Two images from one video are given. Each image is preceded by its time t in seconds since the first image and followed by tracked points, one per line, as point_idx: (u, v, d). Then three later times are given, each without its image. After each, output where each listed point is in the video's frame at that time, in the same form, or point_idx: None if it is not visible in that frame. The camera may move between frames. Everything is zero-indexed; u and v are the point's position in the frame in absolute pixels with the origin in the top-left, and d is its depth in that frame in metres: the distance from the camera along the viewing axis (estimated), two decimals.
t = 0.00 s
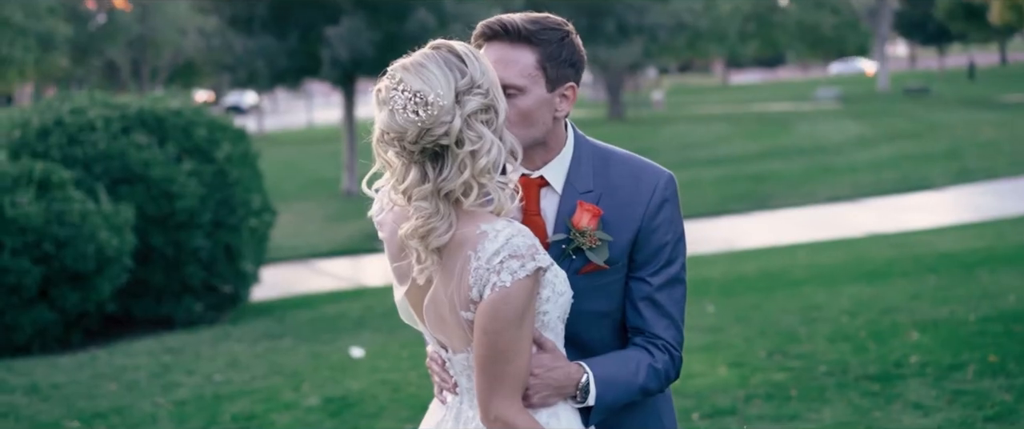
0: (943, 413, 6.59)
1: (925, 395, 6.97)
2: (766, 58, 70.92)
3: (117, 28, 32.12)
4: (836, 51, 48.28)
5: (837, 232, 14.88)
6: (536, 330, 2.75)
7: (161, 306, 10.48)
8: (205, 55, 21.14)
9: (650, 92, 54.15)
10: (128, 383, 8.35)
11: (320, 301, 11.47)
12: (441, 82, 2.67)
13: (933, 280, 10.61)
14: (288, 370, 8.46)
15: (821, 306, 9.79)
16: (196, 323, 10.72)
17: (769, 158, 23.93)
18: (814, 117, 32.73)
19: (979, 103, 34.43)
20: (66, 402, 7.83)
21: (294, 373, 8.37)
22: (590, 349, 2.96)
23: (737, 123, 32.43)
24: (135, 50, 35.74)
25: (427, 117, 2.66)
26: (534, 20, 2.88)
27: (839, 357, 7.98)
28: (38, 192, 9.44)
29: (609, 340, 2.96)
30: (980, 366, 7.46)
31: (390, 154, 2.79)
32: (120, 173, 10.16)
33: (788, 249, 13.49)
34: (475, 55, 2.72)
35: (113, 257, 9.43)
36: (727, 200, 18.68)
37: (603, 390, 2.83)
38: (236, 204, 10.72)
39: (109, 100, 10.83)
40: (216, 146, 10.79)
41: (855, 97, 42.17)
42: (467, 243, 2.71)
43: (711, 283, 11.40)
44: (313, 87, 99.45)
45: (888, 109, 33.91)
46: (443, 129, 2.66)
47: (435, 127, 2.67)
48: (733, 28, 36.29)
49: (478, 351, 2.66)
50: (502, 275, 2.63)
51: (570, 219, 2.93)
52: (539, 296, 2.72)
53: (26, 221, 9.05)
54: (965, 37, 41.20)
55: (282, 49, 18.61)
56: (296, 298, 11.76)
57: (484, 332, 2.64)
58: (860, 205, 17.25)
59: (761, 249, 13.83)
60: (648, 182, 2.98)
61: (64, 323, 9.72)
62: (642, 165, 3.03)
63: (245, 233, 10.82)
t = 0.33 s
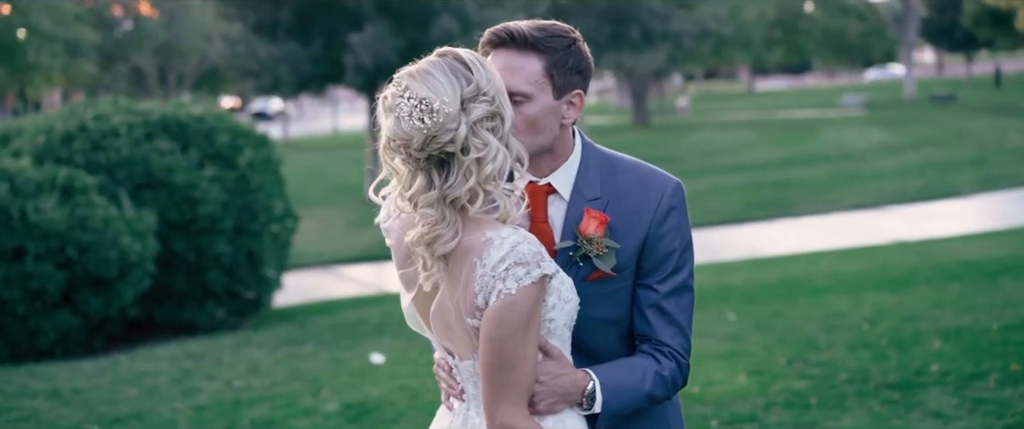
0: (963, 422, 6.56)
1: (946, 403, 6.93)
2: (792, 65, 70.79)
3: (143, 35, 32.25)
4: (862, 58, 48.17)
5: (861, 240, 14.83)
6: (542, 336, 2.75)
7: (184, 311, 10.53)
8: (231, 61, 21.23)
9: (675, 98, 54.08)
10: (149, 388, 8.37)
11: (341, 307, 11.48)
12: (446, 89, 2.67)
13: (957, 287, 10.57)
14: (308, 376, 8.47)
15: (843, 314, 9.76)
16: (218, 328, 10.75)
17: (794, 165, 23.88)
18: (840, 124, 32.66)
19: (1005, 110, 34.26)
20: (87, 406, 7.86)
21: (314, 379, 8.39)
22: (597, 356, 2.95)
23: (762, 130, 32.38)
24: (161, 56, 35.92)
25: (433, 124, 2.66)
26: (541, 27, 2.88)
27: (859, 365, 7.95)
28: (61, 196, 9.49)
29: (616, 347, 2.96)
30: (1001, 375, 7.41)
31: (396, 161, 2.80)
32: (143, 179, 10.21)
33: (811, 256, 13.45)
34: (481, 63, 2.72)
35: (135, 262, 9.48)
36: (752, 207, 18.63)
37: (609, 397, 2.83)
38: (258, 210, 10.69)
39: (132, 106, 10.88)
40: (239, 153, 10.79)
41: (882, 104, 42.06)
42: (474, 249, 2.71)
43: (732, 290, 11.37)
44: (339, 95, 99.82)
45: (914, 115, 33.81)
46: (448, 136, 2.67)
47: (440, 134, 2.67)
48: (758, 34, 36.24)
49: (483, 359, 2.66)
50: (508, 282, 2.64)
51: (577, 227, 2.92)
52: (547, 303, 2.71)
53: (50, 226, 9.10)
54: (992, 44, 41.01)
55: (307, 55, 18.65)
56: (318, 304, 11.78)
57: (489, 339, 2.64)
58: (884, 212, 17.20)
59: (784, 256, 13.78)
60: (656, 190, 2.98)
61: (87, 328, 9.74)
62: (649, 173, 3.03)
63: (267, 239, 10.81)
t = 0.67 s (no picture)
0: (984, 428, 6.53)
1: (966, 409, 6.91)
2: (818, 69, 70.61)
3: (169, 39, 32.38)
4: (889, 63, 48.02)
5: (886, 245, 14.78)
6: (548, 340, 2.75)
7: (206, 315, 10.57)
8: (256, 65, 21.32)
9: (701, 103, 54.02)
10: (169, 392, 8.41)
11: (364, 311, 11.50)
12: (454, 93, 2.68)
13: (981, 294, 10.52)
14: (328, 380, 8.49)
15: (866, 319, 9.72)
16: (240, 333, 10.76)
17: (818, 170, 23.82)
18: (866, 129, 32.55)
19: None
20: (108, 409, 7.90)
21: (334, 383, 8.41)
22: (605, 360, 2.95)
23: (788, 135, 32.33)
24: (187, 61, 36.08)
25: (439, 128, 2.66)
26: (549, 32, 2.89)
27: (880, 371, 7.93)
28: (84, 201, 9.54)
29: (624, 351, 2.96)
30: (1023, 382, 7.38)
31: (404, 165, 2.80)
32: (166, 183, 10.25)
33: (835, 262, 13.42)
34: (489, 68, 2.72)
35: (158, 267, 9.52)
36: (776, 212, 18.58)
37: (616, 401, 2.83)
38: (280, 215, 10.70)
39: (155, 111, 10.93)
40: (261, 157, 10.82)
41: (907, 109, 41.93)
42: (480, 254, 2.71)
43: (754, 296, 11.34)
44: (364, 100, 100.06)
45: (940, 121, 33.66)
46: (456, 141, 2.67)
47: (447, 138, 2.67)
48: (784, 39, 36.17)
49: (490, 363, 2.66)
50: (514, 286, 2.63)
51: (584, 230, 2.93)
52: (553, 308, 2.72)
53: (73, 231, 9.14)
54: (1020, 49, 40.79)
55: (332, 61, 18.70)
56: (341, 309, 11.80)
57: (495, 343, 2.64)
58: (910, 218, 17.14)
59: (807, 261, 13.74)
60: (664, 194, 2.98)
61: (110, 332, 9.79)
62: (659, 177, 3.03)
63: (290, 244, 10.83)
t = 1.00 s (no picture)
0: None
1: (986, 415, 6.88)
2: (845, 73, 70.39)
3: (195, 45, 32.50)
4: (917, 68, 47.83)
5: (910, 251, 14.72)
6: (554, 344, 2.75)
7: (227, 319, 10.60)
8: (281, 69, 21.37)
9: (727, 109, 53.89)
10: (189, 396, 8.44)
11: (386, 315, 11.51)
12: (460, 97, 2.67)
13: (1004, 299, 10.46)
14: (348, 385, 8.50)
15: (888, 325, 9.68)
16: (262, 337, 10.77)
17: (842, 176, 23.74)
18: (891, 134, 32.44)
19: None
20: (128, 413, 7.93)
21: (353, 387, 8.41)
22: (612, 364, 2.95)
23: (813, 141, 32.25)
24: (213, 67, 36.20)
25: (445, 130, 2.66)
26: (556, 35, 2.89)
27: (900, 376, 7.90)
28: (108, 204, 9.59)
29: (631, 355, 2.96)
30: None
31: (410, 169, 2.81)
32: (188, 188, 10.32)
33: (857, 267, 13.38)
34: (496, 71, 2.72)
35: (179, 270, 9.57)
36: (800, 218, 18.53)
37: (621, 405, 2.83)
38: (302, 219, 10.71)
39: (179, 116, 10.97)
40: (284, 162, 10.82)
41: (934, 115, 41.74)
42: (486, 256, 2.70)
43: (776, 301, 11.30)
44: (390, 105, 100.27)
45: (966, 126, 33.52)
46: (461, 144, 2.67)
47: (453, 141, 2.67)
48: (810, 44, 36.05)
49: (496, 365, 2.65)
50: (520, 290, 2.63)
51: (591, 234, 2.93)
52: (559, 311, 2.72)
53: (95, 235, 9.18)
54: None
55: (355, 66, 18.73)
56: (362, 313, 11.83)
57: (501, 347, 2.64)
58: (934, 224, 17.06)
59: (830, 267, 13.69)
60: (671, 198, 2.98)
61: (132, 335, 9.83)
62: (668, 181, 3.03)
63: (311, 248, 10.84)
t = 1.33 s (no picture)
0: None
1: (1004, 423, 6.85)
2: (871, 81, 70.20)
3: (220, 51, 32.58)
4: (942, 76, 47.64)
5: (934, 258, 14.65)
6: (555, 350, 2.72)
7: (247, 325, 10.62)
8: (303, 76, 21.39)
9: (752, 116, 53.78)
10: (207, 401, 8.46)
11: (405, 322, 11.52)
12: (460, 101, 2.66)
13: None
14: (365, 391, 8.51)
15: (908, 333, 9.63)
16: (282, 342, 10.79)
17: (867, 183, 23.66)
18: (916, 141, 32.32)
19: None
20: (146, 418, 7.95)
21: (371, 393, 8.41)
22: (613, 370, 2.94)
23: (838, 148, 32.17)
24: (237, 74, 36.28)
25: (445, 136, 2.65)
26: (559, 40, 2.88)
27: (918, 384, 7.86)
28: (128, 211, 9.61)
29: (633, 360, 2.95)
30: None
31: (411, 173, 2.78)
32: (207, 194, 10.33)
33: (880, 275, 13.33)
34: (496, 75, 2.70)
35: (198, 277, 9.58)
36: (823, 225, 18.47)
37: (622, 411, 2.82)
38: (322, 226, 10.71)
39: (200, 122, 10.99)
40: (304, 168, 10.83)
41: (960, 122, 41.53)
42: (486, 262, 2.68)
43: (796, 308, 11.26)
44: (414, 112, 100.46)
45: (990, 134, 33.36)
46: (461, 149, 2.65)
47: (452, 147, 2.65)
48: (835, 51, 35.94)
49: (496, 370, 2.62)
50: (520, 295, 2.60)
51: (592, 240, 2.93)
52: (559, 317, 2.69)
53: (114, 241, 9.20)
54: None
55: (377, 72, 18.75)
56: (382, 319, 11.84)
57: (501, 351, 2.61)
58: (959, 231, 16.98)
59: (851, 274, 13.64)
60: (672, 204, 2.98)
61: (152, 341, 9.86)
62: (671, 186, 3.03)
63: (331, 255, 10.86)
